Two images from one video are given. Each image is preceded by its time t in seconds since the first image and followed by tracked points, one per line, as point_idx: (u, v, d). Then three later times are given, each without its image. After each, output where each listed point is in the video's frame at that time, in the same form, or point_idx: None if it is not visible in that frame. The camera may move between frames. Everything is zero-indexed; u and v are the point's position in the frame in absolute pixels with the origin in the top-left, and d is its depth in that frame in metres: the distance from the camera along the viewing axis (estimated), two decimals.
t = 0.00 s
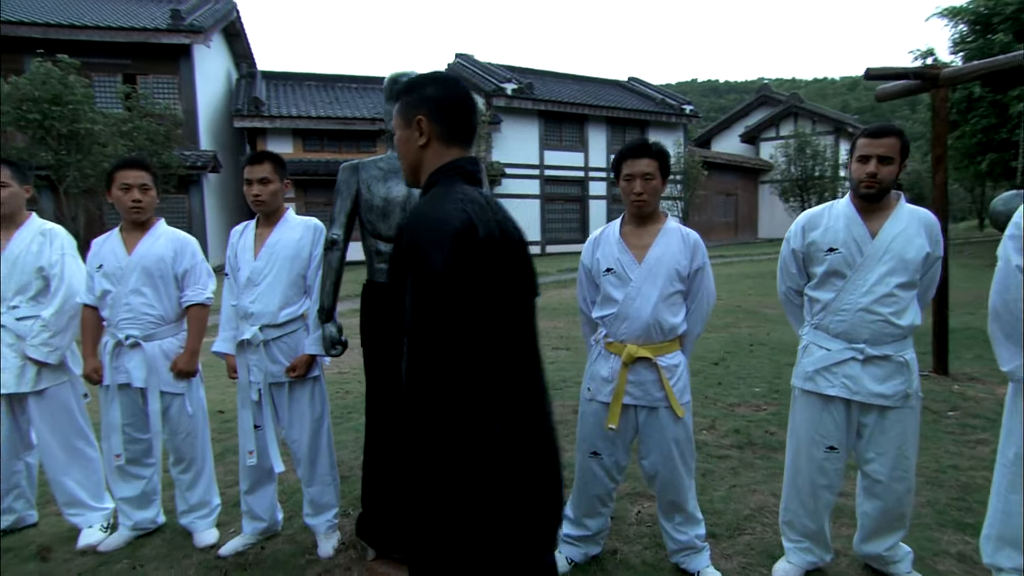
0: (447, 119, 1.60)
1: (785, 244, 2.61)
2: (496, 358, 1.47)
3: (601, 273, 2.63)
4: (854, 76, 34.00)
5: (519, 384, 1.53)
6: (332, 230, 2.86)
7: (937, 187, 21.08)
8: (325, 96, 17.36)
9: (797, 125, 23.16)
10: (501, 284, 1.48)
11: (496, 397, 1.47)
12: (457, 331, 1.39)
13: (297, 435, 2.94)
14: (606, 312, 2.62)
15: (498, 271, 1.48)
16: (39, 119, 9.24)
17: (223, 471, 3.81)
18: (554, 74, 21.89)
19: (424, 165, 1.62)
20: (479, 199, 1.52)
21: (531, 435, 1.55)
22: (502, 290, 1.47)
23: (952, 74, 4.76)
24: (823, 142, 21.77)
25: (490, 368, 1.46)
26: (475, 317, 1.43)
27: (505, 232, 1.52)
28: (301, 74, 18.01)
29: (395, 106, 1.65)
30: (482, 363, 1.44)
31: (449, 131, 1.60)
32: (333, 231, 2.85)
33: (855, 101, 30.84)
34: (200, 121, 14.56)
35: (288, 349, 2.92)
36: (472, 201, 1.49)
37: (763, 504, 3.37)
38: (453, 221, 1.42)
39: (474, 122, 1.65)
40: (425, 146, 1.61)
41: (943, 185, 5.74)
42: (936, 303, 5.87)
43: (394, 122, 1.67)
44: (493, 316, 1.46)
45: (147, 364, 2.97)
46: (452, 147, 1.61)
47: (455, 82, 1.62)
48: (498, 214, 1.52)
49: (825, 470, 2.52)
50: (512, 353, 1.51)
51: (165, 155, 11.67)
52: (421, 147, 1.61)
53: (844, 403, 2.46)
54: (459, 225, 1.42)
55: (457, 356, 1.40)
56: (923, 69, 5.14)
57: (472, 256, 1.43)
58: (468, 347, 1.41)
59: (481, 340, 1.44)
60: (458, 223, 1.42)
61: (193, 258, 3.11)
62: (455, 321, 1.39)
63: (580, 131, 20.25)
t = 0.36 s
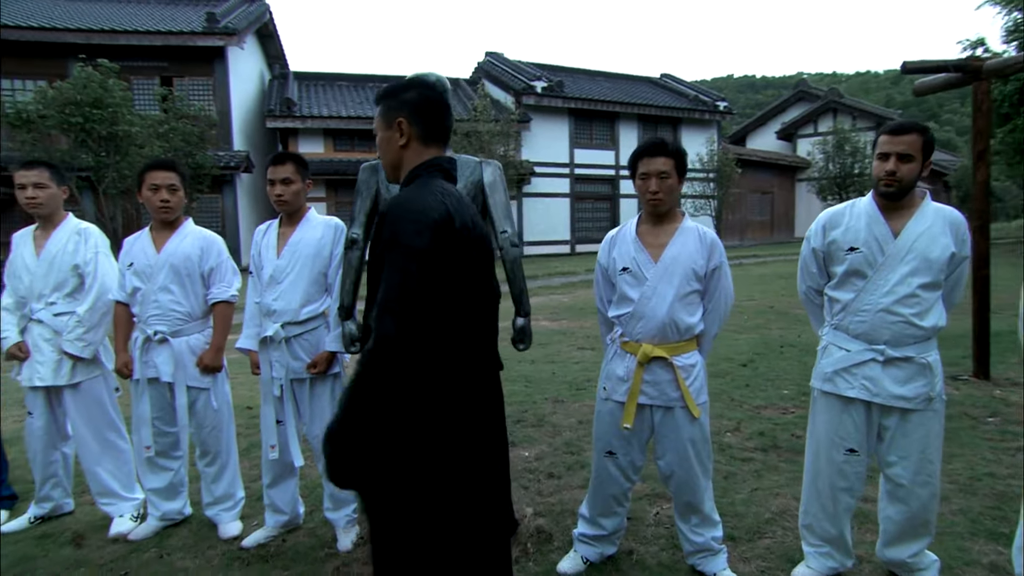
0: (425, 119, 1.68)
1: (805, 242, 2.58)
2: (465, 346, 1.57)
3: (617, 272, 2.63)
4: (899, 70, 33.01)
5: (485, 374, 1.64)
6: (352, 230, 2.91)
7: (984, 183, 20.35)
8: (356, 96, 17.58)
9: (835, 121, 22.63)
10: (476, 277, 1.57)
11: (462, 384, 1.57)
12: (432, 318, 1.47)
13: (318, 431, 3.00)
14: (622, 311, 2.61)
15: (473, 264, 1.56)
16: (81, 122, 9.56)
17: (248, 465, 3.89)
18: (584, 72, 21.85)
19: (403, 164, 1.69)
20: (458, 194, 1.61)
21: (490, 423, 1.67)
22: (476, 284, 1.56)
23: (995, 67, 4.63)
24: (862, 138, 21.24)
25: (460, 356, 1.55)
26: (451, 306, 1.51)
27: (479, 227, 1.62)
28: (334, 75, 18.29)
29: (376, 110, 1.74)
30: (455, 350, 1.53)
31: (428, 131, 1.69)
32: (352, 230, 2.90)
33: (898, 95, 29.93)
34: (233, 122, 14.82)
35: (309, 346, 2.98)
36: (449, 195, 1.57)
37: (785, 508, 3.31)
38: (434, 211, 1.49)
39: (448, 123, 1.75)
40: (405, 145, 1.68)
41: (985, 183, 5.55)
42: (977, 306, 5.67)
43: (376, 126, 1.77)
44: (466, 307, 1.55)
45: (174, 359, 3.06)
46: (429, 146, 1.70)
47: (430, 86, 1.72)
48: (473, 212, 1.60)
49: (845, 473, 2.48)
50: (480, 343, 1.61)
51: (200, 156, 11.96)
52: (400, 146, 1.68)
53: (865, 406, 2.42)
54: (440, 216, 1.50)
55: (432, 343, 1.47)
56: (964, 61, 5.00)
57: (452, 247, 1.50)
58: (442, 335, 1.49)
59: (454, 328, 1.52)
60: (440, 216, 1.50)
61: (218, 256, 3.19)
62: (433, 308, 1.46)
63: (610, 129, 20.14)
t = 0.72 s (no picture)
0: (404, 124, 1.80)
1: (825, 242, 2.55)
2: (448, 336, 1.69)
3: (634, 271, 2.63)
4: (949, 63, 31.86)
5: (471, 365, 1.74)
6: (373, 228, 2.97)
7: None
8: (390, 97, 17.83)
9: (878, 117, 21.97)
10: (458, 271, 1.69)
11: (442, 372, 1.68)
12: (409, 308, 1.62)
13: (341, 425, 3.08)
14: (638, 310, 2.62)
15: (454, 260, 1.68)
16: (125, 124, 9.92)
17: (275, 458, 4.00)
18: (617, 69, 21.73)
19: (388, 166, 1.82)
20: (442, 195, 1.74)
21: (468, 390, 1.74)
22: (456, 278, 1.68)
23: None
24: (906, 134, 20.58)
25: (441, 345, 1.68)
26: (428, 298, 1.64)
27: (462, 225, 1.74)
28: (368, 75, 18.57)
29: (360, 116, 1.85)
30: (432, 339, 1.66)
31: (408, 136, 1.81)
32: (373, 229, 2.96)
33: (947, 89, 28.87)
34: (269, 123, 15.15)
35: (333, 342, 3.07)
36: (432, 194, 1.70)
37: (807, 511, 3.26)
38: (415, 210, 1.64)
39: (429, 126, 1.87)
40: (386, 149, 1.81)
41: None
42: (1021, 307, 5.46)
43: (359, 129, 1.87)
44: (445, 300, 1.68)
45: (205, 353, 3.17)
46: (410, 149, 1.82)
47: (410, 92, 1.83)
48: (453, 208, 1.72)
49: (864, 475, 2.44)
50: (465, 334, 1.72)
51: (236, 157, 12.32)
52: (383, 150, 1.81)
53: (885, 408, 2.38)
54: (419, 215, 1.64)
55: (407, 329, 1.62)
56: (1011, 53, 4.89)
57: (430, 243, 1.64)
58: (419, 323, 1.64)
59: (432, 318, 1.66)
60: (420, 214, 1.64)
61: (247, 254, 3.29)
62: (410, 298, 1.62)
63: (643, 128, 19.97)
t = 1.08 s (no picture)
0: (359, 132, 1.83)
1: (837, 242, 2.56)
2: (404, 343, 1.66)
3: (643, 270, 2.66)
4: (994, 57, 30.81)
5: (430, 371, 1.72)
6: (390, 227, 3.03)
7: None
8: (416, 97, 18.02)
9: (915, 113, 21.41)
10: (412, 275, 1.66)
11: (400, 379, 1.66)
12: (359, 317, 1.61)
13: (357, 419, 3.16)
14: (647, 308, 2.64)
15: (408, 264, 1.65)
16: (159, 127, 10.22)
17: (296, 452, 4.10)
18: (645, 67, 21.62)
19: (348, 175, 1.86)
20: (395, 200, 1.72)
21: (430, 396, 1.72)
22: (410, 284, 1.66)
23: None
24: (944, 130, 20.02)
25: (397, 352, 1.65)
26: (379, 306, 1.63)
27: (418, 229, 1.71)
28: (395, 76, 18.81)
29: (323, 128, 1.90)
30: (387, 345, 1.64)
31: (363, 143, 1.84)
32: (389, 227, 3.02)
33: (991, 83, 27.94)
34: (298, 124, 15.42)
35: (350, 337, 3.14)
36: (380, 201, 1.69)
37: (820, 511, 3.24)
38: (358, 220, 1.63)
39: (386, 131, 1.89)
40: (346, 159, 1.85)
41: None
42: None
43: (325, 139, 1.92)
44: (400, 305, 1.65)
45: (228, 348, 3.28)
46: (368, 158, 1.85)
47: (368, 102, 1.86)
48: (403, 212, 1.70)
49: (874, 475, 2.43)
50: (424, 339, 1.69)
51: (267, 157, 12.44)
52: (343, 160, 1.85)
53: (896, 408, 2.37)
54: (363, 225, 1.63)
55: (358, 339, 1.61)
56: None
57: (377, 251, 1.62)
58: (372, 331, 1.62)
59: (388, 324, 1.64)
60: (363, 224, 1.63)
61: (268, 252, 3.39)
62: (357, 308, 1.61)
63: (671, 126, 19.80)
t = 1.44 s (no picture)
0: (301, 129, 1.87)
1: (851, 242, 2.53)
2: (338, 344, 1.72)
3: (654, 269, 2.65)
4: None
5: (363, 371, 1.76)
6: (403, 226, 3.04)
7: None
8: (439, 95, 18.11)
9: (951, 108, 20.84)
10: (344, 276, 1.70)
11: (333, 378, 1.72)
12: (285, 321, 1.66)
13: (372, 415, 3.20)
14: (659, 307, 2.63)
15: (339, 266, 1.69)
16: (183, 127, 10.41)
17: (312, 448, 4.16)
18: (670, 63, 21.45)
19: (292, 173, 1.90)
20: (330, 201, 1.75)
21: (364, 395, 1.77)
22: (342, 288, 1.70)
23: None
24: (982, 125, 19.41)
25: (316, 339, 1.70)
26: (307, 310, 1.67)
27: (352, 229, 1.73)
28: (418, 74, 18.96)
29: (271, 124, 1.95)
30: (316, 347, 1.70)
31: (305, 140, 1.87)
32: (403, 227, 3.04)
33: None
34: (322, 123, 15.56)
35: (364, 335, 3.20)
36: (310, 206, 1.71)
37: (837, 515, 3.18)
38: (282, 225, 1.65)
39: (330, 128, 1.91)
40: (290, 157, 1.89)
41: None
42: None
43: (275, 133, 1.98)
44: (333, 306, 1.70)
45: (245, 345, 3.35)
46: (310, 155, 1.88)
47: (310, 101, 1.89)
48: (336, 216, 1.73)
49: (889, 479, 2.38)
50: (357, 338, 1.74)
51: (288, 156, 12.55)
52: (287, 157, 1.89)
53: (912, 411, 2.32)
54: (288, 229, 1.65)
55: (278, 343, 1.66)
56: None
57: (302, 256, 1.65)
58: (302, 333, 1.68)
59: (319, 325, 1.69)
60: (288, 229, 1.65)
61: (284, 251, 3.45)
62: (282, 312, 1.65)
63: (697, 122, 19.56)
